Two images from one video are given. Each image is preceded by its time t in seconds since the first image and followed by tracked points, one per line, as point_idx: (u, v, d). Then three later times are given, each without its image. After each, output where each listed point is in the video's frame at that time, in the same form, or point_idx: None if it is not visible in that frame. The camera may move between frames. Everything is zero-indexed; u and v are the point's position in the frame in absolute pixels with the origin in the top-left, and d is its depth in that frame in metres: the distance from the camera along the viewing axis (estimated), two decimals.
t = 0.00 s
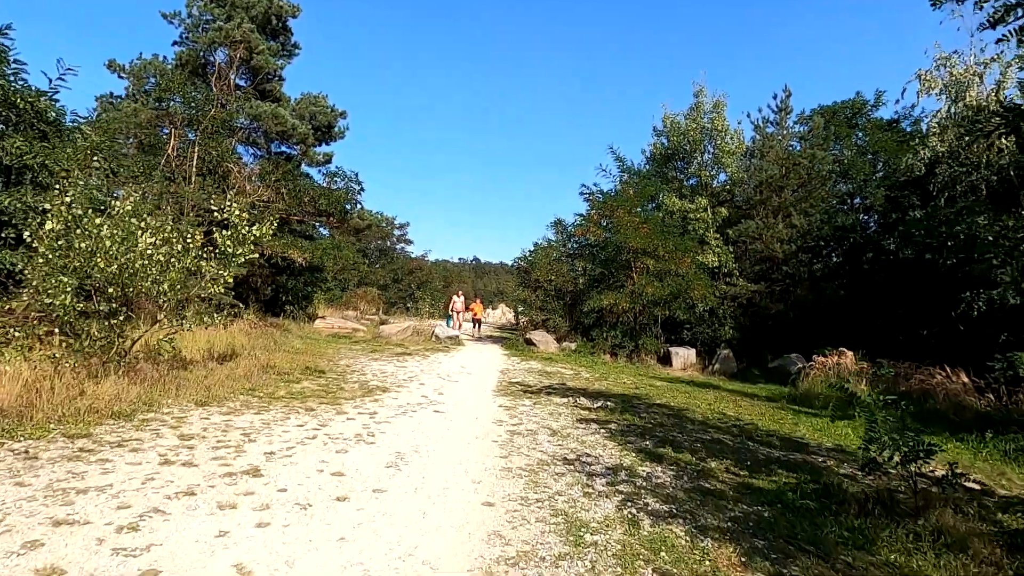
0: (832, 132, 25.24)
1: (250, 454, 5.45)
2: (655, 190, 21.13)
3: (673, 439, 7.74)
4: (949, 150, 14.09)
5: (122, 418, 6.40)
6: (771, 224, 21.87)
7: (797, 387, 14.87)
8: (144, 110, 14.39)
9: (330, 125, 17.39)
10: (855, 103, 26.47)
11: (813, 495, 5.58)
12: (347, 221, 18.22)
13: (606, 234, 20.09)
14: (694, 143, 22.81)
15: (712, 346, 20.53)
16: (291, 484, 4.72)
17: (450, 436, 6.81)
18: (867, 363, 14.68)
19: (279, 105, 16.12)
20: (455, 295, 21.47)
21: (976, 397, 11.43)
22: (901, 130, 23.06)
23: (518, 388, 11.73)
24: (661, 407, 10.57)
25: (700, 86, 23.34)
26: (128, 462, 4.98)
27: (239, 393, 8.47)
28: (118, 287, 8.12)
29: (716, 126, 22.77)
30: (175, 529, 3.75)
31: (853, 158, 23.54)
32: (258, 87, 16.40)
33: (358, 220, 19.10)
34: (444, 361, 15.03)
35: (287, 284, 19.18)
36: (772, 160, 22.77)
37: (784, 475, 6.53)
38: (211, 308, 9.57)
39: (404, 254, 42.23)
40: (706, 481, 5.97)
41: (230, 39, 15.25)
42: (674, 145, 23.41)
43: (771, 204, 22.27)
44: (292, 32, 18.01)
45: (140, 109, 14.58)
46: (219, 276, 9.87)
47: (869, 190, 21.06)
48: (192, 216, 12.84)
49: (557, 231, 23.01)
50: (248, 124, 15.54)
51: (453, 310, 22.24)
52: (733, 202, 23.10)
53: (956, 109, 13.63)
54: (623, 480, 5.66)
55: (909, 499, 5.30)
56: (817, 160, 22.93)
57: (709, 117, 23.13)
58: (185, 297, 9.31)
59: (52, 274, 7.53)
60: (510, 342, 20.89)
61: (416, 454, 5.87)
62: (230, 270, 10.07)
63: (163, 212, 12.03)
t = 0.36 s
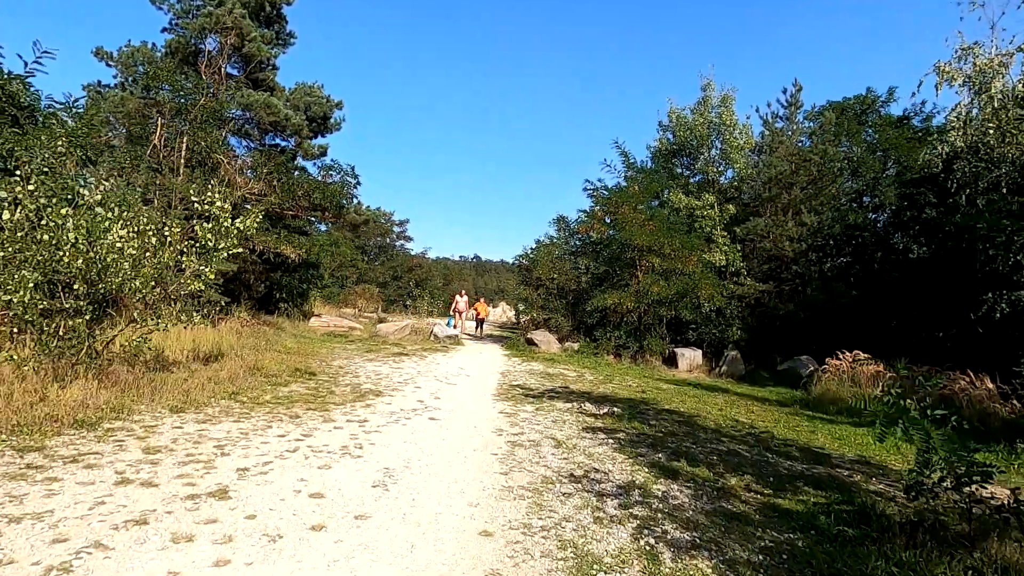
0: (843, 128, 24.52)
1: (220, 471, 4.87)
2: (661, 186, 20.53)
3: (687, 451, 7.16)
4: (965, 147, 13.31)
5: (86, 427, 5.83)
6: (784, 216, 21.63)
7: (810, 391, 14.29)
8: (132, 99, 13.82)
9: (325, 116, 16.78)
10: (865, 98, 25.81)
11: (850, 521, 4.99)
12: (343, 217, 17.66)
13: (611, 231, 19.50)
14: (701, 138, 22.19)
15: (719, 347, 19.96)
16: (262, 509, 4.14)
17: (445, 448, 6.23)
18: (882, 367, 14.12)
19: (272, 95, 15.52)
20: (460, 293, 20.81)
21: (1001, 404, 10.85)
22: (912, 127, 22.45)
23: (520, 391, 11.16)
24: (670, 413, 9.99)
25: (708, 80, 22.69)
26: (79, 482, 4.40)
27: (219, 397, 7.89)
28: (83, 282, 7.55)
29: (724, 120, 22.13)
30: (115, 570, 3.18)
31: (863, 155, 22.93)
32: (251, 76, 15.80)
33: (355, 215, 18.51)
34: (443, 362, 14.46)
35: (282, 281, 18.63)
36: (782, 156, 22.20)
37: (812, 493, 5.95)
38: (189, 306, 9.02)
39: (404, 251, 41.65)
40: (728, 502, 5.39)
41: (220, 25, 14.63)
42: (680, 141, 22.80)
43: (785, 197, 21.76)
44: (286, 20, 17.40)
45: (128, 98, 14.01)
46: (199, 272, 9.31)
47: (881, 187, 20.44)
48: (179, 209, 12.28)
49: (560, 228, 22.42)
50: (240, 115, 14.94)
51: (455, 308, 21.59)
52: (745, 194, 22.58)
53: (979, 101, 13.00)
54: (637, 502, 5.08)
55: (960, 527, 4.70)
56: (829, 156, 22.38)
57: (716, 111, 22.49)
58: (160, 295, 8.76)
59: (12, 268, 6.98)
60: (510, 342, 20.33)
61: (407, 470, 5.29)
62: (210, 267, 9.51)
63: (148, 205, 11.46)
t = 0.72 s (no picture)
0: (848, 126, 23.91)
1: (176, 490, 4.34)
2: (663, 184, 19.99)
3: (695, 462, 6.62)
4: (969, 147, 12.67)
5: (36, 437, 5.31)
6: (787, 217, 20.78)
7: (818, 395, 13.77)
8: (116, 91, 13.31)
9: (316, 109, 16.22)
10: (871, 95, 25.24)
11: (881, 546, 4.47)
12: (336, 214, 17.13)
13: (612, 230, 18.97)
14: (705, 134, 21.65)
15: (723, 349, 19.46)
16: (215, 537, 3.62)
17: (432, 461, 5.69)
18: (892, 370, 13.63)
19: (261, 86, 14.97)
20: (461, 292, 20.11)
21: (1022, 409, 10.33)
22: (920, 124, 21.91)
23: (517, 396, 10.63)
24: (675, 419, 9.47)
25: (712, 75, 22.15)
26: (9, 504, 3.87)
27: (192, 403, 7.37)
28: (38, 279, 6.96)
29: (728, 116, 21.59)
30: None
31: (869, 152, 22.40)
32: (239, 68, 15.25)
33: (348, 213, 17.98)
34: (437, 364, 13.94)
35: (273, 280, 18.12)
36: (787, 153, 21.25)
37: (834, 512, 5.42)
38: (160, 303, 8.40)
39: (402, 251, 41.10)
40: (743, 523, 4.86)
41: (206, 14, 14.06)
42: (682, 137, 22.27)
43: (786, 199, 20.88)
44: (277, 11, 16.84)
45: (110, 90, 13.48)
46: (173, 267, 8.64)
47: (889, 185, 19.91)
48: (161, 205, 11.78)
49: (559, 226, 21.89)
50: (228, 108, 14.40)
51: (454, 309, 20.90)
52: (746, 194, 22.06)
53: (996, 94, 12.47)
54: (643, 525, 4.55)
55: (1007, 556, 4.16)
56: (835, 153, 21.35)
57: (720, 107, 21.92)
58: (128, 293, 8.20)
59: None
60: (508, 342, 19.82)
61: (387, 487, 4.75)
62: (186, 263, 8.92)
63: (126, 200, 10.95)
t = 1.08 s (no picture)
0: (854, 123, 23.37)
1: (111, 519, 3.79)
2: (664, 182, 19.46)
3: (701, 478, 6.09)
4: (982, 145, 12.00)
5: None
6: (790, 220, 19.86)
7: (826, 401, 13.23)
8: (97, 83, 12.79)
9: (307, 103, 15.68)
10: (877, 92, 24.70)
11: None
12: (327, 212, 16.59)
13: (612, 229, 18.44)
14: (708, 131, 21.10)
15: (726, 351, 18.93)
16: None
17: (412, 478, 5.15)
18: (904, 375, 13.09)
19: (248, 79, 14.43)
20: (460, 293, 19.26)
21: None
22: (927, 122, 21.38)
23: (510, 401, 10.10)
24: (678, 427, 8.94)
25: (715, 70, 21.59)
26: None
27: (158, 411, 6.84)
28: None
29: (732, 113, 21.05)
30: None
31: (875, 150, 21.86)
32: (226, 59, 14.71)
33: (340, 210, 17.46)
34: (430, 367, 13.41)
35: (263, 280, 17.59)
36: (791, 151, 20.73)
37: (857, 537, 4.88)
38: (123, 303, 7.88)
39: (399, 250, 40.58)
40: (758, 553, 4.32)
41: (190, 2, 13.51)
42: (684, 134, 21.71)
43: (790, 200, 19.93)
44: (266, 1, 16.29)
45: (91, 82, 12.97)
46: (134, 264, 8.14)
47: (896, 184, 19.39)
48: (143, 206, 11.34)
49: (558, 225, 21.36)
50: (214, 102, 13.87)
51: (452, 309, 20.15)
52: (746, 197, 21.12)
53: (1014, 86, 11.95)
54: (645, 557, 4.01)
55: None
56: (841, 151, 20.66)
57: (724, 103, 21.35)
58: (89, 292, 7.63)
59: None
60: (505, 344, 19.30)
61: (357, 513, 4.22)
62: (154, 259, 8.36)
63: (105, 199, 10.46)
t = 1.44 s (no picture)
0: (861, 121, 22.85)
1: (32, 547, 3.24)
2: (667, 179, 18.94)
3: (714, 492, 5.55)
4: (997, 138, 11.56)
5: None
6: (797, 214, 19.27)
7: (836, 405, 12.70)
8: (77, 72, 12.31)
9: (298, 95, 15.16)
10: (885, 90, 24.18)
11: None
12: (318, 207, 16.07)
13: (613, 227, 17.92)
14: (711, 128, 20.58)
15: (731, 354, 18.40)
16: None
17: (392, 494, 4.59)
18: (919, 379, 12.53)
19: (236, 68, 13.92)
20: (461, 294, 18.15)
21: None
22: (937, 119, 20.86)
23: (506, 405, 9.55)
24: (684, 434, 8.39)
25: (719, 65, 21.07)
26: None
27: (122, 416, 6.32)
28: None
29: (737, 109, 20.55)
30: None
31: (883, 148, 21.34)
32: (213, 48, 14.21)
33: (334, 206, 16.93)
34: (424, 369, 12.86)
35: (253, 278, 17.05)
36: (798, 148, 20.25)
37: (892, 563, 4.33)
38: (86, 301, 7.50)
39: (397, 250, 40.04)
40: None
41: None
42: (687, 131, 21.19)
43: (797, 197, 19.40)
44: None
45: (71, 70, 12.48)
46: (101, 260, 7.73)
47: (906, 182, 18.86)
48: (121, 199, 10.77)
49: (558, 223, 20.85)
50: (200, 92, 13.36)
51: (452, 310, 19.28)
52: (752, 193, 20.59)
53: None
54: None
55: None
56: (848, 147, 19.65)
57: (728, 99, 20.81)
58: (41, 284, 7.12)
59: None
60: (503, 345, 18.77)
61: (323, 538, 3.66)
62: (116, 250, 7.91)
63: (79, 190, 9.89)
